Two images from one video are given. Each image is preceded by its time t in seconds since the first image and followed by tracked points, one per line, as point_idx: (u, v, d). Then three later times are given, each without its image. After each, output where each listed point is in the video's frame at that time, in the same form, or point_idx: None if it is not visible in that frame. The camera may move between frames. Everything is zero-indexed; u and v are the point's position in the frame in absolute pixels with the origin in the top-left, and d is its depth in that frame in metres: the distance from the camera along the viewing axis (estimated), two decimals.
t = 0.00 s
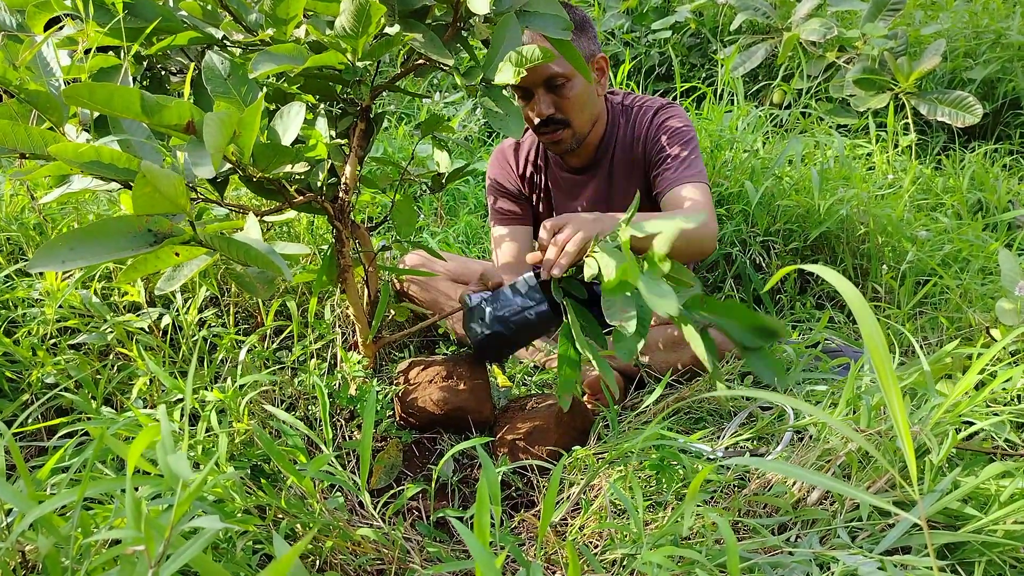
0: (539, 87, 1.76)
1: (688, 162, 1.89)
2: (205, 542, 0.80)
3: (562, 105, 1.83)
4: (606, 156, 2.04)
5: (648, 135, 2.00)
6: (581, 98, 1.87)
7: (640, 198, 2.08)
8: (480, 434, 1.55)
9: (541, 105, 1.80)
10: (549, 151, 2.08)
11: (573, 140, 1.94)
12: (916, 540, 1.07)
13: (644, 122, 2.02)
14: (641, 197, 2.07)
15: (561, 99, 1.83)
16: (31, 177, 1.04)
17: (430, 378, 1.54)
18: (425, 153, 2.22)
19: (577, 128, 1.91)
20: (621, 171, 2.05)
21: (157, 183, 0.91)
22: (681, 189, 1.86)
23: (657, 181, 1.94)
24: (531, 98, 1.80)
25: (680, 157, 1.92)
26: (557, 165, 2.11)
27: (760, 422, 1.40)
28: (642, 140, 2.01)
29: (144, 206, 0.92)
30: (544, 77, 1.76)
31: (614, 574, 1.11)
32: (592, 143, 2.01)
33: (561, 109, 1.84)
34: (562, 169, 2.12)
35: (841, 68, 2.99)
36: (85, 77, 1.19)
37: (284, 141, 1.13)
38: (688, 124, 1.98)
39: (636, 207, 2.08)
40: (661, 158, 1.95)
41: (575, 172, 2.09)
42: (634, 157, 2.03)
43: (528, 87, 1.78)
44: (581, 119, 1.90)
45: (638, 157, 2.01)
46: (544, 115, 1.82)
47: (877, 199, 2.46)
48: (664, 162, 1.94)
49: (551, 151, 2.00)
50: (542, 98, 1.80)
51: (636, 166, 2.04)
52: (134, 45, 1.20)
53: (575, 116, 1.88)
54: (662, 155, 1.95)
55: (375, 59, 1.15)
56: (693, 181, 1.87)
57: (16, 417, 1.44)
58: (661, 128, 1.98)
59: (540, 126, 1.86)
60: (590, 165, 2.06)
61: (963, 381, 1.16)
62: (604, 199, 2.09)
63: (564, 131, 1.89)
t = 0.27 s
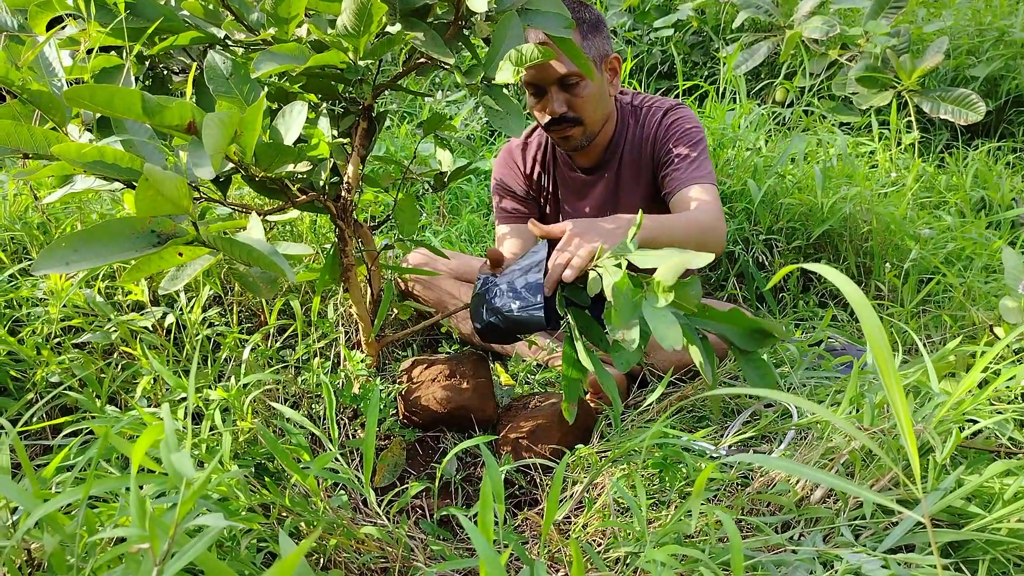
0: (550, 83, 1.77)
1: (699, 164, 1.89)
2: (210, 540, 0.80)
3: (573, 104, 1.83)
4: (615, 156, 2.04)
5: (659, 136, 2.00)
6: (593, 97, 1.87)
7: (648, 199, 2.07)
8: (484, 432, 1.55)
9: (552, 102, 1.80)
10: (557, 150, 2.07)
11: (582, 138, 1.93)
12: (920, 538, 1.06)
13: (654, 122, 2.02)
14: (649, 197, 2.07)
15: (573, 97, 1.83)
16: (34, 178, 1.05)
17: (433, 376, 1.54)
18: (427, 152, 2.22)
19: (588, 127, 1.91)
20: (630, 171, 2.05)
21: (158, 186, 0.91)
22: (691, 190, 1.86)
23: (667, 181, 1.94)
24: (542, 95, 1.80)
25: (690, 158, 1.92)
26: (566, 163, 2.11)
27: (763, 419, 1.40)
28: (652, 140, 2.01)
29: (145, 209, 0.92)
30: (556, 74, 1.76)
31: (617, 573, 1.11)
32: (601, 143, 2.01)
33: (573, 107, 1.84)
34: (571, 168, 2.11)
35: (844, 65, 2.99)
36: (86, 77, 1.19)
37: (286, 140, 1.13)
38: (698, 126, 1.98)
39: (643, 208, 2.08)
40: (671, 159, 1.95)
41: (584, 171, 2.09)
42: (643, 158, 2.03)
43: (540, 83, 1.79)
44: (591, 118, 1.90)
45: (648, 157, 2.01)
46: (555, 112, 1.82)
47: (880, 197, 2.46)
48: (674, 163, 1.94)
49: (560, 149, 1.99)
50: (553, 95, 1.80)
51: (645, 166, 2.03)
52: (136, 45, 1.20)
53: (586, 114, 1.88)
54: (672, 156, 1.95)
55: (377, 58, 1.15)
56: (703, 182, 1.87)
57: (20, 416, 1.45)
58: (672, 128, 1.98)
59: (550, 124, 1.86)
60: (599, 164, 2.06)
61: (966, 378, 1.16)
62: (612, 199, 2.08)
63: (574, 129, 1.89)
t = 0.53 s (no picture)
0: (546, 84, 1.77)
1: (697, 163, 1.89)
2: (207, 541, 0.80)
3: (570, 103, 1.83)
4: (613, 155, 2.04)
5: (656, 135, 2.00)
6: (590, 97, 1.87)
7: (646, 198, 2.07)
8: (481, 432, 1.55)
9: (548, 102, 1.80)
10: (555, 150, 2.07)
11: (579, 138, 1.93)
12: (917, 537, 1.06)
13: (652, 121, 2.02)
14: (647, 197, 2.07)
15: (569, 97, 1.83)
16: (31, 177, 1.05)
17: (431, 376, 1.54)
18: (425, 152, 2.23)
19: (585, 126, 1.91)
20: (628, 171, 2.04)
21: (161, 184, 0.90)
22: (689, 189, 1.86)
23: (665, 181, 1.94)
24: (539, 96, 1.80)
25: (687, 157, 1.92)
26: (564, 163, 2.11)
27: (761, 418, 1.41)
28: (649, 140, 2.01)
29: (147, 206, 0.92)
30: (552, 74, 1.76)
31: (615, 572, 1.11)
32: (598, 142, 2.01)
33: (569, 107, 1.84)
34: (569, 169, 2.11)
35: (841, 65, 2.99)
36: (83, 77, 1.19)
37: (283, 140, 1.13)
38: (696, 125, 1.98)
39: (642, 207, 2.08)
40: (669, 158, 1.95)
41: (582, 171, 2.09)
42: (641, 157, 2.03)
43: (536, 84, 1.79)
44: (588, 118, 1.90)
45: (646, 157, 2.01)
46: (551, 112, 1.82)
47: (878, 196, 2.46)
48: (672, 162, 1.94)
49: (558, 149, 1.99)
50: (550, 95, 1.80)
51: (643, 166, 2.03)
52: (132, 45, 1.20)
53: (582, 114, 1.88)
54: (670, 155, 1.95)
55: (375, 57, 1.14)
56: (700, 181, 1.86)
57: (17, 416, 1.44)
58: (670, 127, 1.98)
59: (547, 124, 1.86)
60: (597, 164, 2.06)
61: (964, 377, 1.16)
62: (610, 199, 2.08)
63: (571, 129, 1.89)
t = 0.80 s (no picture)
0: (539, 85, 1.77)
1: (695, 165, 1.89)
2: (208, 542, 0.80)
3: (563, 104, 1.83)
4: (610, 156, 2.04)
5: (653, 136, 2.00)
6: (584, 97, 1.87)
7: (645, 198, 2.07)
8: (483, 432, 1.55)
9: (541, 104, 1.81)
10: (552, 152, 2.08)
11: (575, 138, 1.93)
12: (919, 537, 1.06)
13: (648, 122, 2.02)
14: (646, 197, 2.06)
15: (562, 98, 1.83)
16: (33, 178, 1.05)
17: (433, 376, 1.54)
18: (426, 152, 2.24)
19: (579, 127, 1.91)
20: (625, 171, 2.04)
21: (159, 184, 0.90)
22: (687, 191, 1.86)
23: (663, 181, 1.94)
24: (532, 97, 1.81)
25: (683, 157, 1.92)
26: (562, 164, 2.11)
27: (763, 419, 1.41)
28: (646, 140, 2.01)
29: (146, 206, 0.92)
30: (545, 76, 1.76)
31: (616, 572, 1.11)
32: (594, 143, 2.01)
33: (563, 108, 1.84)
34: (567, 170, 2.12)
35: (843, 64, 2.99)
36: (85, 78, 1.19)
37: (284, 141, 1.13)
38: (692, 124, 1.98)
39: (640, 208, 2.07)
40: (666, 159, 1.95)
41: (579, 172, 2.09)
42: (638, 157, 2.02)
43: (529, 85, 1.79)
44: (584, 118, 1.90)
45: (643, 158, 2.01)
46: (546, 114, 1.82)
47: (879, 195, 2.46)
48: (669, 162, 1.94)
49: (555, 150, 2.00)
50: (542, 97, 1.81)
51: (640, 166, 2.03)
52: (134, 46, 1.20)
53: (577, 115, 1.88)
54: (666, 156, 1.95)
55: (376, 58, 1.15)
56: (696, 181, 1.86)
57: (19, 417, 1.45)
58: (666, 128, 1.98)
59: (542, 125, 1.86)
60: (594, 165, 2.06)
61: (965, 377, 1.15)
62: (608, 199, 2.08)
63: (566, 130, 1.89)
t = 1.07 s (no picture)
0: (534, 87, 1.77)
1: (694, 167, 1.89)
2: (208, 542, 0.80)
3: (559, 106, 1.84)
4: (607, 158, 2.04)
5: (651, 138, 2.00)
6: (581, 99, 1.87)
7: (643, 200, 2.06)
8: (482, 433, 1.55)
9: (537, 106, 1.81)
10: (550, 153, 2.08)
11: (572, 140, 1.93)
12: (918, 537, 1.06)
13: (646, 124, 2.02)
14: (644, 199, 2.06)
15: (558, 100, 1.84)
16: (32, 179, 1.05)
17: (432, 377, 1.54)
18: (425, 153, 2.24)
19: (575, 129, 1.91)
20: (623, 173, 2.04)
21: (159, 185, 0.90)
22: (686, 193, 1.86)
23: (661, 183, 1.94)
24: (528, 100, 1.82)
25: (681, 158, 1.92)
26: (560, 166, 2.11)
27: (762, 419, 1.42)
28: (643, 142, 2.01)
29: (146, 208, 0.92)
30: (540, 77, 1.77)
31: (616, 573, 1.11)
32: (591, 144, 2.01)
33: (559, 110, 1.84)
34: (564, 171, 2.12)
35: (842, 65, 2.99)
36: (84, 79, 1.19)
37: (284, 142, 1.13)
38: (689, 126, 1.98)
39: (639, 209, 2.07)
40: (664, 161, 1.95)
41: (577, 174, 2.09)
42: (636, 159, 2.02)
43: (525, 87, 1.79)
44: (580, 120, 1.90)
45: (641, 160, 2.01)
46: (542, 116, 1.82)
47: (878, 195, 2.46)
48: (666, 164, 1.94)
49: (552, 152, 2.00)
50: (538, 99, 1.81)
51: (638, 168, 2.03)
52: (133, 47, 1.20)
53: (573, 116, 1.88)
54: (664, 157, 1.95)
55: (375, 59, 1.15)
56: (693, 183, 1.86)
57: (18, 418, 1.45)
58: (663, 130, 1.98)
59: (538, 127, 1.87)
60: (592, 167, 2.06)
61: (965, 377, 1.15)
62: (606, 201, 2.08)
63: (562, 132, 1.89)
